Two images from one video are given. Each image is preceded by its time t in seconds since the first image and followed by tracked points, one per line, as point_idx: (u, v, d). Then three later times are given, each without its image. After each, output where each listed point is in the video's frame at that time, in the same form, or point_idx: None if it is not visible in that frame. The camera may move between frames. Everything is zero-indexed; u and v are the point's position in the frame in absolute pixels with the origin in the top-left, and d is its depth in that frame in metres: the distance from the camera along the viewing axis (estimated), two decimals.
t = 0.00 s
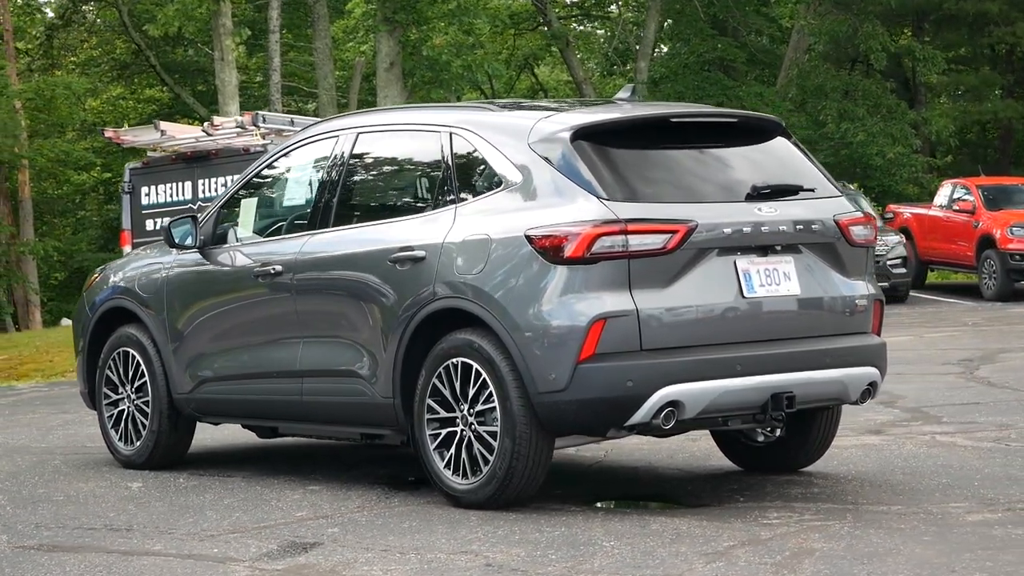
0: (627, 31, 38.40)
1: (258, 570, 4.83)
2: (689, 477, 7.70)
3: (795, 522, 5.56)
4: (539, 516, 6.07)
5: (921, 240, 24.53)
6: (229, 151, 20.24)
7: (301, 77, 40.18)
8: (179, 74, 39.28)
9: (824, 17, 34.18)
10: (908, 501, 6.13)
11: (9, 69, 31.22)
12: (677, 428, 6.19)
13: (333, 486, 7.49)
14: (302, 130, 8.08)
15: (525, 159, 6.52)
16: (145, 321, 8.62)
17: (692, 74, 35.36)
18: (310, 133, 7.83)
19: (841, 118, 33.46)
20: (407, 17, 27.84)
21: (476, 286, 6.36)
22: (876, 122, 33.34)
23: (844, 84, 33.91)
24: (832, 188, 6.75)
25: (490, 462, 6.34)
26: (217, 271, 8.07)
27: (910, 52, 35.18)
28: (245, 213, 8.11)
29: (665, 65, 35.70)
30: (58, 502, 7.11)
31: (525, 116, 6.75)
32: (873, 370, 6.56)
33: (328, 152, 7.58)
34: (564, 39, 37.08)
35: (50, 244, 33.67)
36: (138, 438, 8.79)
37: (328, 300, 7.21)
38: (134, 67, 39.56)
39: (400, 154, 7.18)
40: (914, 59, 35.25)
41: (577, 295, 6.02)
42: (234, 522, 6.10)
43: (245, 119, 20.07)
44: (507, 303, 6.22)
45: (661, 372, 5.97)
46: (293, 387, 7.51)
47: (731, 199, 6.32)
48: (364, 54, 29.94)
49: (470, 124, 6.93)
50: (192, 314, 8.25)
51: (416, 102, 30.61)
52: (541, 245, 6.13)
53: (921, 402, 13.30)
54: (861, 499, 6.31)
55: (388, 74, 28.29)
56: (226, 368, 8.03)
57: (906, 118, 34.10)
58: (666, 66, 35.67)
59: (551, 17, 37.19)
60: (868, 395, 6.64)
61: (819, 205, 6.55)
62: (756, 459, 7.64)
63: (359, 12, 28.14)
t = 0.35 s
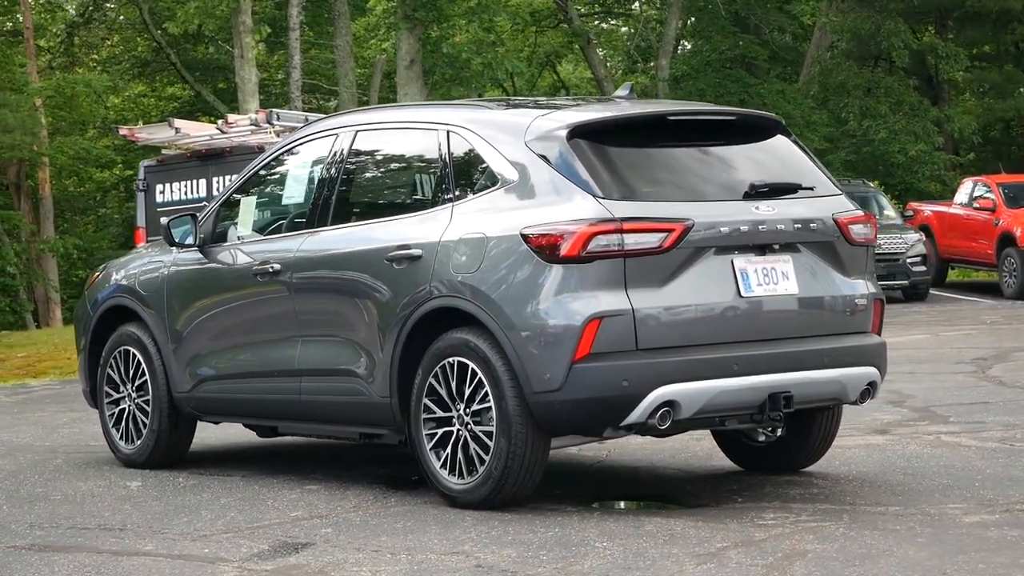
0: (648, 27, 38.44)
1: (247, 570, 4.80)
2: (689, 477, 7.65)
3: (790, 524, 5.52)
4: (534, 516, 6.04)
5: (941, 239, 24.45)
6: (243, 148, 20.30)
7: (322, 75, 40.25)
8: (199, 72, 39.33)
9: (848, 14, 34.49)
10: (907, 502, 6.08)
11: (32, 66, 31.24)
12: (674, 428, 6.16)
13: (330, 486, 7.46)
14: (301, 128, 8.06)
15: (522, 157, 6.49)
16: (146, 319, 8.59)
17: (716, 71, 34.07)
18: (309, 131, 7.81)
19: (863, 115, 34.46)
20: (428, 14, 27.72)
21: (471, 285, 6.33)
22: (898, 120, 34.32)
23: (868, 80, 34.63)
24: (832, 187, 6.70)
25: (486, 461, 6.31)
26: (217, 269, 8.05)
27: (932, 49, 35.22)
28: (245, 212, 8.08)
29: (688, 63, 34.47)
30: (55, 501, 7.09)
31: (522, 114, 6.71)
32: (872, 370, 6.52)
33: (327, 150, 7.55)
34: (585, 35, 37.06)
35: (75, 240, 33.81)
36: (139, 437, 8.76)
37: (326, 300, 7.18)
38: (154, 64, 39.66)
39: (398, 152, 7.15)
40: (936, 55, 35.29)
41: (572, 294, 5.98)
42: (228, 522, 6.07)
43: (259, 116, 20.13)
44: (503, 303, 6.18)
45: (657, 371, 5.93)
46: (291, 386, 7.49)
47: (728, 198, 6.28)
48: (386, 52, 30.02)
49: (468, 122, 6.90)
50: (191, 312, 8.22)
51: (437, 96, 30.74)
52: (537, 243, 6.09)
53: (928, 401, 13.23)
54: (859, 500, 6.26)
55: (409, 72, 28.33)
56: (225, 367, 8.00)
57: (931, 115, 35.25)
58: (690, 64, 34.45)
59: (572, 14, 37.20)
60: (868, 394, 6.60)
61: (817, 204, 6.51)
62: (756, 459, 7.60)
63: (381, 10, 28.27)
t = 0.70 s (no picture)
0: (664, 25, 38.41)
1: (232, 571, 4.78)
2: (686, 477, 7.61)
3: (782, 524, 5.49)
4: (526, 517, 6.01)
5: (955, 236, 24.34)
6: (252, 147, 20.28)
7: (337, 73, 40.23)
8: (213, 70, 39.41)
9: (863, 13, 34.52)
10: (902, 504, 6.04)
11: (48, 65, 31.08)
12: (667, 428, 6.13)
13: (325, 486, 7.44)
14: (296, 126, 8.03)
15: (515, 155, 6.46)
16: (142, 317, 8.56)
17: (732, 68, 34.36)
18: (304, 129, 7.78)
19: (879, 113, 34.61)
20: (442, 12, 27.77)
21: (464, 284, 6.30)
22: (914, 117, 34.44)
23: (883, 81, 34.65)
24: (829, 186, 6.66)
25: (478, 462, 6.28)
26: (212, 267, 8.02)
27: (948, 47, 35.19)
28: (241, 210, 8.06)
29: (702, 60, 34.68)
30: (48, 501, 7.07)
31: (516, 112, 6.68)
32: (868, 370, 6.48)
33: (322, 149, 7.53)
34: (601, 34, 36.94)
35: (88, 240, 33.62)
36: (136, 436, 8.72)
37: (320, 299, 7.16)
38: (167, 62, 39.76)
39: (392, 151, 7.13)
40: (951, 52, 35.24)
41: (565, 294, 5.96)
42: (219, 522, 6.05)
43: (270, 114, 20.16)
44: (496, 303, 6.15)
45: (649, 371, 5.91)
46: (287, 386, 7.47)
47: (721, 197, 6.24)
48: (401, 50, 30.05)
49: (461, 121, 6.87)
50: (188, 311, 8.19)
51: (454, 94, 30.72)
52: (530, 242, 6.06)
53: (932, 401, 13.17)
54: (853, 501, 6.22)
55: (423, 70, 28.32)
56: (221, 365, 7.97)
57: (946, 113, 35.03)
58: (704, 61, 34.66)
59: (588, 13, 37.20)
60: (863, 396, 6.56)
61: (812, 203, 6.47)
62: (752, 459, 7.56)
63: (396, 9, 28.27)
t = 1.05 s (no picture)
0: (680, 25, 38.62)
1: (218, 571, 4.76)
2: (680, 478, 7.58)
3: (771, 525, 5.46)
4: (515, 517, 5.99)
5: (968, 236, 24.30)
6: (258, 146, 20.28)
7: (351, 72, 40.35)
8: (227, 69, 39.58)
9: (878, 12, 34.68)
10: (895, 505, 6.01)
11: (60, 65, 31.08)
12: (657, 428, 6.10)
13: (317, 486, 7.42)
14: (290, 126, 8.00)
15: (506, 154, 6.43)
16: (137, 317, 8.54)
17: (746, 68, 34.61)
18: (297, 129, 7.76)
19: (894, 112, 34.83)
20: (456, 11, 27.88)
21: (455, 284, 6.27)
22: (929, 117, 34.73)
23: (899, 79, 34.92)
24: (822, 185, 6.63)
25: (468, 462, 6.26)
26: (206, 267, 8.00)
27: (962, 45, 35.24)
28: (234, 209, 8.03)
29: (715, 59, 34.70)
30: (39, 500, 7.05)
31: (507, 112, 6.65)
32: (861, 370, 6.45)
33: (314, 149, 7.51)
34: (614, 33, 37.01)
35: (102, 237, 33.63)
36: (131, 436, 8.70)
37: (311, 298, 7.14)
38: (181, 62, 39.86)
39: (384, 150, 7.11)
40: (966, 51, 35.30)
41: (554, 294, 5.93)
42: (208, 522, 6.03)
43: (275, 112, 20.16)
44: (486, 303, 6.13)
45: (638, 371, 5.88)
46: (279, 386, 7.45)
47: (712, 196, 6.21)
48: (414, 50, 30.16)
49: (453, 120, 6.85)
50: (182, 309, 8.17)
51: (470, 92, 30.78)
52: (520, 241, 6.03)
53: (934, 401, 13.13)
54: (846, 501, 6.19)
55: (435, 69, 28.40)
56: (215, 365, 7.95)
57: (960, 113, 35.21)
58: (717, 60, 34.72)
59: (602, 13, 37.27)
60: (856, 396, 6.53)
61: (804, 202, 6.43)
62: (747, 460, 7.53)
63: (409, 7, 28.37)
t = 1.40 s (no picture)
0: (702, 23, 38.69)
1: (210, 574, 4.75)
2: (683, 479, 7.54)
3: (770, 527, 5.42)
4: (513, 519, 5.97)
5: (990, 236, 24.19)
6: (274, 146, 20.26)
7: (374, 71, 40.44)
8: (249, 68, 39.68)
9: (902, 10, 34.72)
10: (895, 507, 5.97)
11: (81, 66, 31.12)
12: (658, 428, 6.07)
13: (318, 487, 7.41)
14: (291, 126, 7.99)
15: (504, 154, 6.41)
16: (141, 318, 8.52)
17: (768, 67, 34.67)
18: (298, 129, 7.74)
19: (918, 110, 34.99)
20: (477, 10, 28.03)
21: (453, 285, 6.25)
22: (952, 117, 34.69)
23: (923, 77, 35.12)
24: (823, 185, 6.59)
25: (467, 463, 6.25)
26: (208, 267, 7.99)
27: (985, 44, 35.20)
28: (236, 210, 8.02)
29: (737, 59, 34.39)
30: (39, 501, 7.04)
31: (506, 111, 6.63)
32: (863, 372, 6.41)
33: (315, 148, 7.49)
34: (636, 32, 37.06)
35: (123, 235, 33.76)
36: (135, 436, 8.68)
37: (311, 299, 7.13)
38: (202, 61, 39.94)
39: (384, 150, 7.09)
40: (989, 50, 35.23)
41: (553, 294, 5.90)
42: (206, 523, 6.01)
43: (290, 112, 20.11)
44: (484, 303, 6.11)
45: (637, 371, 5.85)
46: (280, 385, 7.44)
47: (712, 196, 6.18)
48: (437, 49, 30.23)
49: (452, 120, 6.83)
50: (184, 310, 8.16)
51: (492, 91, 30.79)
52: (519, 241, 6.01)
53: (945, 401, 13.07)
54: (847, 504, 6.14)
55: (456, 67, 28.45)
56: (217, 365, 7.94)
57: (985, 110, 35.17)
58: (739, 59, 34.39)
59: (623, 12, 37.31)
60: (858, 397, 6.49)
61: (805, 202, 6.40)
62: (750, 461, 7.49)
63: (430, 7, 28.37)
